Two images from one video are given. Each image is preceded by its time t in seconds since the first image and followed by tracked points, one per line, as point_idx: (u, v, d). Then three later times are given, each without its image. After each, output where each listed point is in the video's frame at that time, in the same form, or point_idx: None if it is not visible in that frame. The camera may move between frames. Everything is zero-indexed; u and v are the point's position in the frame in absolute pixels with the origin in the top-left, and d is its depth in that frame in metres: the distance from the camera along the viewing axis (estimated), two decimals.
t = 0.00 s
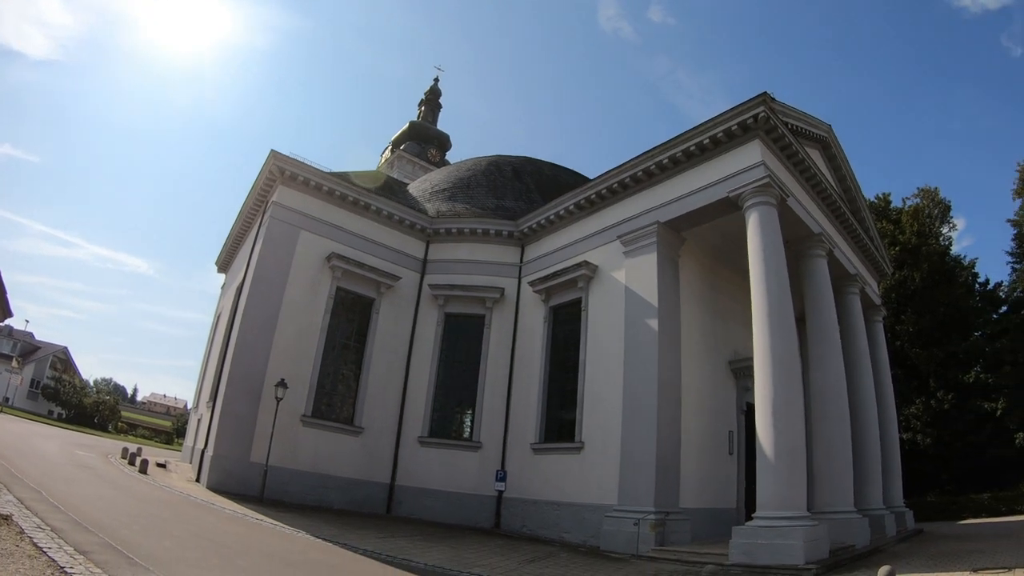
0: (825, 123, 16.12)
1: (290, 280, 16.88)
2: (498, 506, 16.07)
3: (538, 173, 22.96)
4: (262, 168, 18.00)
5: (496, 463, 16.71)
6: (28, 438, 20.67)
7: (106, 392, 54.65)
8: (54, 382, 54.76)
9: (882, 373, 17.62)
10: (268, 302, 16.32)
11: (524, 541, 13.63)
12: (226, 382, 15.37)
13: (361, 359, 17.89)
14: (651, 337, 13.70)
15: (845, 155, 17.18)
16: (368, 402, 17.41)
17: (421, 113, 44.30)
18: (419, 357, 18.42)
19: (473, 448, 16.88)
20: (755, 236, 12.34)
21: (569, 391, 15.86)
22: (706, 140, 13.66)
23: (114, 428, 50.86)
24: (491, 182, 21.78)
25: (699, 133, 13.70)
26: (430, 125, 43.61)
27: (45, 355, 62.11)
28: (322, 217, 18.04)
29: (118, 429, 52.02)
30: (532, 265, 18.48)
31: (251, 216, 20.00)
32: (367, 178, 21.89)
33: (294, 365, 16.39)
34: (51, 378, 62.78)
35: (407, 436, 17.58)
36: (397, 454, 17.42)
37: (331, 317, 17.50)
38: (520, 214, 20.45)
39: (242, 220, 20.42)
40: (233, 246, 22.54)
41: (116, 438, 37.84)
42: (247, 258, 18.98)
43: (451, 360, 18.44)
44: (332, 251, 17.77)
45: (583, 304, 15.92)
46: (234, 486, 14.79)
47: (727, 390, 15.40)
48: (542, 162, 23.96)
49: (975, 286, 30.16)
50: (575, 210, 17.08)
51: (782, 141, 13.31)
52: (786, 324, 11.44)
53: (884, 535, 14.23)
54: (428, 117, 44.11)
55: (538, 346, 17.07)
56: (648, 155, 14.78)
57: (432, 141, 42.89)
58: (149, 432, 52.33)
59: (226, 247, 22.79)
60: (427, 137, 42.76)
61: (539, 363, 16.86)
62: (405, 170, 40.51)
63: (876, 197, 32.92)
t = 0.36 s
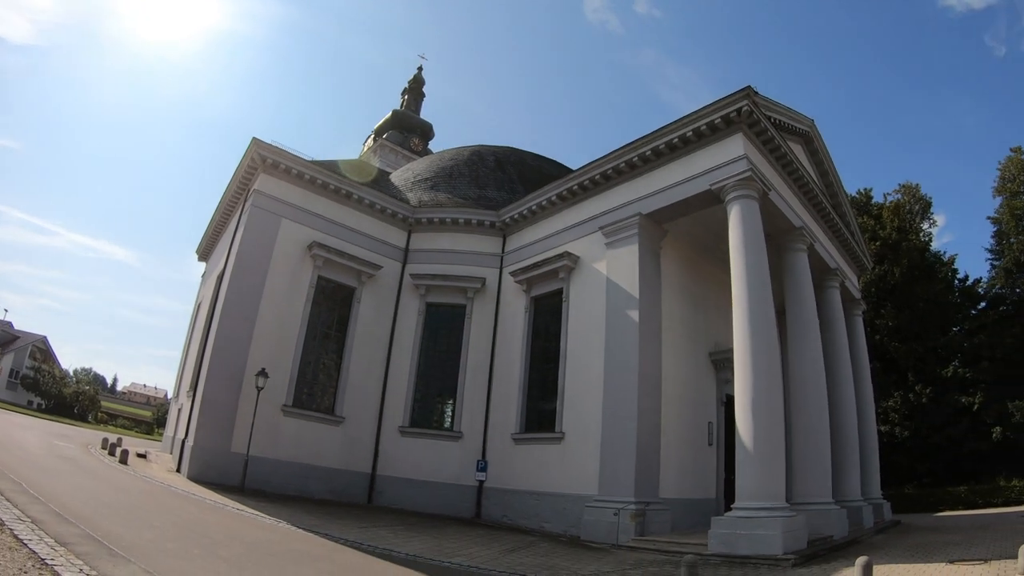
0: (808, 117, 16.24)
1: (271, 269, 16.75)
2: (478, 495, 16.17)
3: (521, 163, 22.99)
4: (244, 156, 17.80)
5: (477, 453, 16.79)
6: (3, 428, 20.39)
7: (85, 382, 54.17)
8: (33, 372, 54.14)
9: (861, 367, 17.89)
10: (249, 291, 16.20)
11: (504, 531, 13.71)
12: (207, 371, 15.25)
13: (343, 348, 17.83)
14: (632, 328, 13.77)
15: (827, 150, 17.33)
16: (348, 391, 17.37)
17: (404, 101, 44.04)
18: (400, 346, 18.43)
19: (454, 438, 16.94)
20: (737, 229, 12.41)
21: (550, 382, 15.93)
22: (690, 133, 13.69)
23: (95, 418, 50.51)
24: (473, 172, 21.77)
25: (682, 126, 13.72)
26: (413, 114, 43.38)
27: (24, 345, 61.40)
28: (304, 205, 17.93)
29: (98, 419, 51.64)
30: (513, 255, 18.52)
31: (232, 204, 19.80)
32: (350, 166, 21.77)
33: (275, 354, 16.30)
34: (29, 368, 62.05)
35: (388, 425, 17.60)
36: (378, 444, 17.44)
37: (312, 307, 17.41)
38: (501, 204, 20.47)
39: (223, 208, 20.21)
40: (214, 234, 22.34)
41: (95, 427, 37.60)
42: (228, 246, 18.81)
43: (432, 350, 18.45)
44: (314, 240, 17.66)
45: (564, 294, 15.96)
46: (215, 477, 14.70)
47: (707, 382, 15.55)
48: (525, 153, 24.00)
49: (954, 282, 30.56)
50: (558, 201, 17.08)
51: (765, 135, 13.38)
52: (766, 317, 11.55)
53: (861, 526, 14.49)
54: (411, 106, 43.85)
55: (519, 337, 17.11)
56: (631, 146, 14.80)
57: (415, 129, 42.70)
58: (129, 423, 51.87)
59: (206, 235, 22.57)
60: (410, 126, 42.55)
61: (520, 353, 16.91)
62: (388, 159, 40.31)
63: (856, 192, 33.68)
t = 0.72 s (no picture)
0: (789, 114, 16.36)
1: (251, 263, 16.65)
2: (460, 489, 16.24)
3: (502, 157, 23.02)
4: (224, 149, 17.65)
5: (458, 447, 16.86)
6: None
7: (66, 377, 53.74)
8: (12, 368, 53.57)
9: (840, 362, 18.17)
10: (230, 285, 16.10)
11: (485, 524, 13.77)
12: (187, 366, 15.13)
13: (324, 343, 17.78)
14: (612, 322, 13.84)
15: (808, 146, 17.50)
16: (330, 386, 17.36)
17: (386, 95, 43.82)
18: (382, 340, 18.41)
19: (434, 432, 17.00)
20: (717, 224, 12.49)
21: (531, 375, 16.00)
22: (671, 128, 13.74)
23: (75, 414, 50.15)
24: (454, 166, 21.77)
25: (663, 121, 13.77)
26: (395, 107, 43.21)
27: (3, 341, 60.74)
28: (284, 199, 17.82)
29: (80, 415, 51.29)
30: (494, 249, 18.55)
31: (212, 198, 19.63)
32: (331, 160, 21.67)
33: (255, 348, 16.22)
34: (9, 364, 61.40)
35: (370, 419, 17.60)
36: (360, 438, 17.44)
37: (292, 301, 17.33)
38: (482, 197, 20.49)
39: (203, 202, 20.03)
40: (195, 228, 22.14)
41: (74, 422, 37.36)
42: (208, 240, 18.66)
43: (414, 344, 18.46)
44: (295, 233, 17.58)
45: (545, 288, 16.00)
46: (196, 472, 14.62)
47: (687, 376, 15.70)
48: (507, 147, 24.02)
49: (933, 277, 30.91)
50: (539, 195, 17.10)
51: (745, 131, 13.46)
52: (745, 311, 11.64)
53: (841, 518, 14.71)
54: (393, 99, 43.65)
55: (500, 331, 17.15)
56: (612, 141, 14.83)
57: (397, 123, 42.57)
58: (109, 418, 51.35)
59: (186, 228, 22.35)
60: (392, 120, 42.42)
61: (501, 347, 16.97)
62: (370, 152, 40.19)
63: (837, 188, 34.05)
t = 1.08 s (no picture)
0: (767, 113, 16.54)
1: (228, 259, 16.53)
2: (439, 486, 16.29)
3: (481, 154, 23.06)
4: (201, 145, 17.49)
5: (436, 443, 16.92)
6: None
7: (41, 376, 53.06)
8: None
9: (817, 359, 18.45)
10: (206, 282, 15.98)
11: (463, 521, 13.81)
12: (163, 363, 15.01)
13: (302, 340, 17.73)
14: (589, 319, 13.91)
15: (785, 145, 17.69)
16: (308, 383, 17.32)
17: (365, 91, 43.61)
18: (359, 337, 18.39)
19: (412, 429, 17.05)
20: (694, 222, 12.58)
21: (508, 372, 16.07)
22: (648, 125, 13.81)
23: (51, 412, 49.52)
24: (433, 162, 21.78)
25: (642, 118, 13.82)
26: (375, 103, 43.05)
27: None
28: (262, 194, 17.69)
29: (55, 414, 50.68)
30: (472, 246, 18.58)
31: (189, 194, 19.45)
32: (309, 156, 21.59)
33: (232, 345, 16.12)
34: None
35: (349, 417, 17.57)
36: (337, 435, 17.42)
37: (270, 297, 17.24)
38: (460, 194, 20.52)
39: (180, 198, 19.85)
40: (171, 225, 21.92)
41: (48, 420, 36.86)
42: (185, 236, 18.50)
43: (392, 341, 18.46)
44: (272, 230, 17.48)
45: (522, 285, 16.04)
46: (174, 471, 14.51)
47: (664, 372, 15.87)
48: (486, 144, 24.06)
49: (910, 276, 31.44)
50: (517, 191, 17.11)
51: (723, 129, 13.56)
52: (722, 309, 11.75)
53: (817, 513, 14.94)
54: (373, 95, 43.47)
55: (478, 328, 17.21)
56: (590, 138, 14.87)
57: (376, 119, 42.45)
58: (86, 417, 50.76)
59: (162, 224, 22.11)
60: (371, 116, 42.26)
61: (479, 344, 17.02)
62: (349, 149, 40.09)
63: (815, 186, 34.49)
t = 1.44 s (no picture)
0: (747, 112, 16.70)
1: (208, 254, 16.43)
2: (417, 482, 16.40)
3: (462, 149, 23.09)
4: (181, 138, 17.34)
5: (415, 439, 17.00)
6: None
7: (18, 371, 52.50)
8: None
9: (795, 357, 18.69)
10: (186, 276, 15.87)
11: (442, 516, 13.86)
12: (142, 358, 14.89)
13: (281, 334, 17.69)
14: (568, 315, 13.98)
15: (766, 144, 17.89)
16: (287, 378, 17.30)
17: (348, 84, 43.41)
18: (339, 332, 18.39)
19: (392, 425, 17.15)
20: (673, 219, 12.67)
21: (487, 368, 16.15)
22: (629, 123, 13.86)
23: (29, 407, 49.04)
24: (414, 157, 21.77)
25: (623, 116, 13.88)
26: (357, 97, 42.94)
27: None
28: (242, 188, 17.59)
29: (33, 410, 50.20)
30: (452, 241, 18.65)
31: (169, 187, 19.28)
32: (290, 150, 21.50)
33: (211, 339, 16.03)
34: None
35: (329, 412, 17.59)
36: (316, 430, 17.43)
37: (249, 292, 17.16)
38: (441, 189, 20.53)
39: (159, 191, 19.67)
40: (151, 218, 21.73)
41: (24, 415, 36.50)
42: (164, 229, 18.35)
43: (371, 336, 18.51)
44: (252, 224, 17.39)
45: (502, 281, 16.08)
46: (153, 466, 14.42)
47: (642, 369, 16.03)
48: (467, 139, 24.10)
49: (889, 275, 31.70)
50: (498, 187, 17.12)
51: (703, 127, 13.66)
52: (700, 306, 11.85)
53: (794, 509, 15.16)
54: (355, 89, 43.29)
55: (457, 324, 17.26)
56: (571, 135, 14.90)
57: (359, 113, 42.35)
58: (65, 413, 50.38)
59: (142, 218, 21.93)
60: (353, 111, 42.16)
61: (458, 340, 17.09)
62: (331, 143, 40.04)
63: (796, 185, 34.85)
